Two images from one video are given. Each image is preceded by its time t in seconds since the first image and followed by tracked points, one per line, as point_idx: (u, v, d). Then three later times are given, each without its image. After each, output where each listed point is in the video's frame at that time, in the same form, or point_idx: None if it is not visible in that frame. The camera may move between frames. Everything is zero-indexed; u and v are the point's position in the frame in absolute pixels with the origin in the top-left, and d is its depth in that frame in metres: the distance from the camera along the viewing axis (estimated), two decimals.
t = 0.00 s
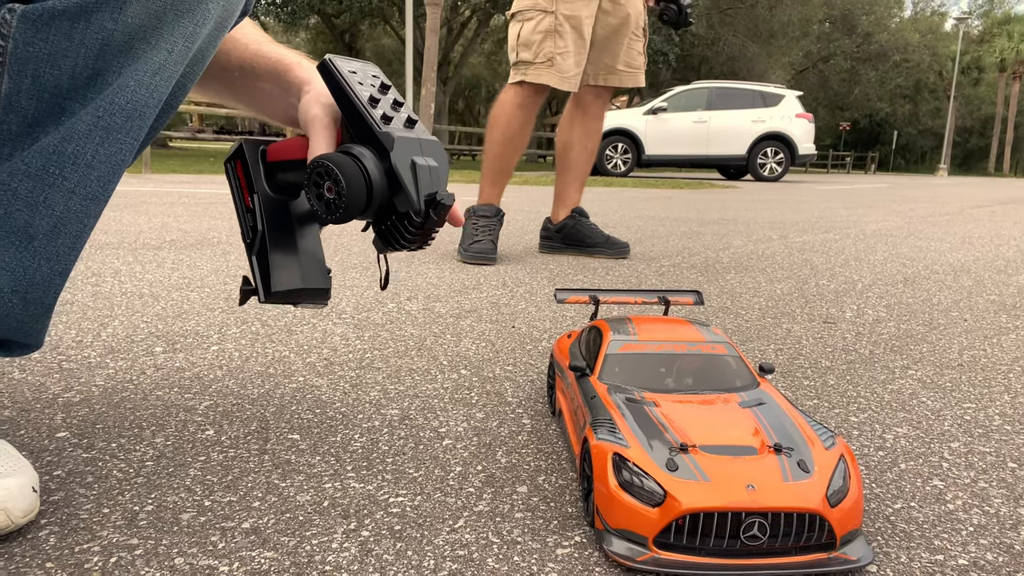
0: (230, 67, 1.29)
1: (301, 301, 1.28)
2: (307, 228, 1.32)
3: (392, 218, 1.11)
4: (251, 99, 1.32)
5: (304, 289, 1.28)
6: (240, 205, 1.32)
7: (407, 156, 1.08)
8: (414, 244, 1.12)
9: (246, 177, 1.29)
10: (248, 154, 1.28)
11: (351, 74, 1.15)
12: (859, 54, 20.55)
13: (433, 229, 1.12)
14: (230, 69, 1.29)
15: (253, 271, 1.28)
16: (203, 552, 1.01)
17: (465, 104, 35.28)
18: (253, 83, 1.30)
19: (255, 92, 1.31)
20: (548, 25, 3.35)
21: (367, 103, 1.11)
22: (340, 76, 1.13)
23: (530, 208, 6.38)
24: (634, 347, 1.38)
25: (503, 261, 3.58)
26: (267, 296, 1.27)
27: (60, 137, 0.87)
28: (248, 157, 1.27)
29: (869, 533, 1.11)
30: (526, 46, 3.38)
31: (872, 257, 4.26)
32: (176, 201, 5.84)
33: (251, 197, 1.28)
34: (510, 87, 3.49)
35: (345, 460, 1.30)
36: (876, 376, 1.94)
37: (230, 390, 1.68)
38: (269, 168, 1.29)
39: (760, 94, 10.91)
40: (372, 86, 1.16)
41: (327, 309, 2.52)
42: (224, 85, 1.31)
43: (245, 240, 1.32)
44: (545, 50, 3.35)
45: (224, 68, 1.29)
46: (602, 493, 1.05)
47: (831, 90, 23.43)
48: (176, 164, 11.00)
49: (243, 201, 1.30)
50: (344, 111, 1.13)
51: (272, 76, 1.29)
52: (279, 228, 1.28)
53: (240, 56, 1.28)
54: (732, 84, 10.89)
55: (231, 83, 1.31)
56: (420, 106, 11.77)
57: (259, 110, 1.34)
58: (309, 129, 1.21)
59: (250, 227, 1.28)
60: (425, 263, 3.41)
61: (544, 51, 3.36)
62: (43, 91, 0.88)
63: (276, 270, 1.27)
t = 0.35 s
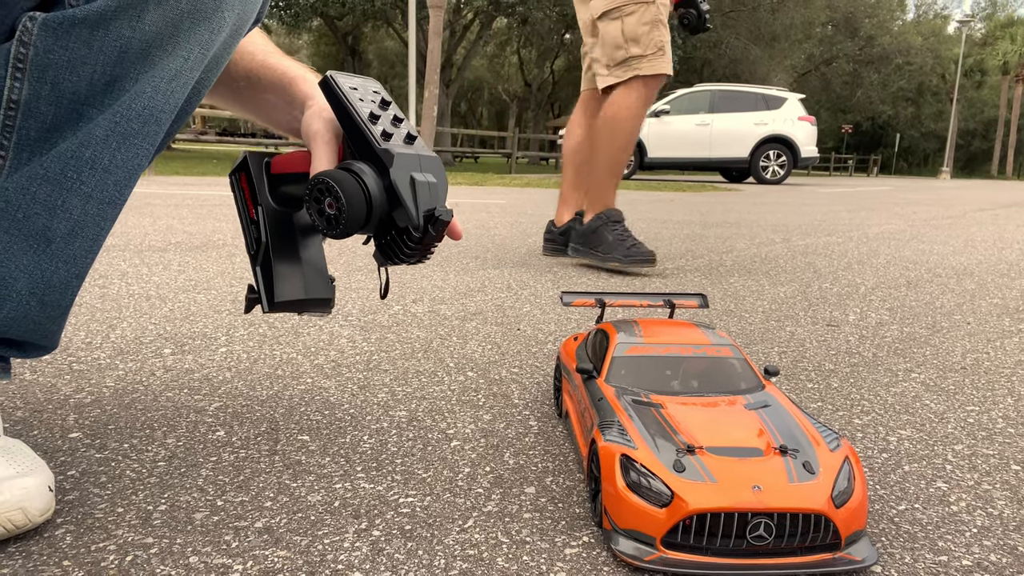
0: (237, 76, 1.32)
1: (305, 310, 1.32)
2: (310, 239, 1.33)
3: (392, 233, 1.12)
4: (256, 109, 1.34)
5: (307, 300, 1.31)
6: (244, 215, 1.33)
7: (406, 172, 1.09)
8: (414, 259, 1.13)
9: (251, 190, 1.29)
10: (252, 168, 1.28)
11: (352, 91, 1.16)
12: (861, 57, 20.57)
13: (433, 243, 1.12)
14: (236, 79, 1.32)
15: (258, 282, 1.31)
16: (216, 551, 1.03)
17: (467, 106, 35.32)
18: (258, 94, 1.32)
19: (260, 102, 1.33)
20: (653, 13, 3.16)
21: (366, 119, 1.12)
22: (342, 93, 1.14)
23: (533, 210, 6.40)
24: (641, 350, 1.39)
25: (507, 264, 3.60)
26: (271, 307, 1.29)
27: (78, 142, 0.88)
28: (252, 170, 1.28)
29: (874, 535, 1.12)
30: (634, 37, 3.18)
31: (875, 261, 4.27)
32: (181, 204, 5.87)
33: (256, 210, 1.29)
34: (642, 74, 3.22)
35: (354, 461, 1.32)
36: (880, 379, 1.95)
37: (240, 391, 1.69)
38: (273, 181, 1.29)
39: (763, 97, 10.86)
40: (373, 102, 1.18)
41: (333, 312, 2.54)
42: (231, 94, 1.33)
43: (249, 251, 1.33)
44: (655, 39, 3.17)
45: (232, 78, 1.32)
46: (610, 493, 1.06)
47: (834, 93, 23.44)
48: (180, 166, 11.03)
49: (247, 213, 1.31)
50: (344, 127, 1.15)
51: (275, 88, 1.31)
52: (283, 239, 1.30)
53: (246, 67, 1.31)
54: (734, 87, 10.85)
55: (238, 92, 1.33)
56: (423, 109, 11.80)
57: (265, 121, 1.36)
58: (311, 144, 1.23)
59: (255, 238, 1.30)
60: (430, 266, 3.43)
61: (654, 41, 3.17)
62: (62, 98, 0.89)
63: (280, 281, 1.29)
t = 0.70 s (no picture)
0: (242, 66, 1.32)
1: (332, 285, 1.32)
2: (330, 215, 1.34)
3: (420, 196, 1.14)
4: (265, 96, 1.34)
5: (335, 276, 1.31)
6: (265, 198, 1.33)
7: (430, 136, 1.11)
8: (443, 219, 1.15)
9: (270, 171, 1.30)
10: (270, 149, 1.28)
11: (367, 62, 1.17)
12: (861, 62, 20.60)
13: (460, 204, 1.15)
14: (242, 69, 1.32)
15: (286, 262, 1.31)
16: (217, 559, 1.02)
17: (467, 111, 35.37)
18: (265, 80, 1.32)
19: (268, 87, 1.33)
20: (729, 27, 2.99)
21: (386, 87, 1.12)
22: (358, 64, 1.15)
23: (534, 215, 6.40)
24: (643, 356, 1.38)
25: (508, 269, 3.59)
26: (300, 284, 1.30)
27: (81, 147, 0.88)
28: (271, 151, 1.28)
29: (879, 543, 1.11)
30: (711, 54, 3.00)
31: (876, 266, 4.27)
32: (182, 207, 5.86)
33: (277, 190, 1.29)
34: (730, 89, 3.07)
35: (355, 467, 1.31)
36: (882, 386, 1.94)
37: (241, 397, 1.69)
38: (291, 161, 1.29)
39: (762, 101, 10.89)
40: (388, 72, 1.17)
41: (334, 316, 2.53)
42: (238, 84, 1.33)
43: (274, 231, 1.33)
44: (731, 55, 3.02)
45: (238, 69, 1.32)
46: (614, 500, 1.06)
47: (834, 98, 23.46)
48: (182, 170, 11.05)
49: (268, 193, 1.31)
50: (363, 97, 1.15)
51: (282, 70, 1.31)
52: (306, 217, 1.30)
53: (251, 56, 1.31)
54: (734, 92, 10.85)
55: (244, 83, 1.33)
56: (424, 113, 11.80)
57: (275, 106, 1.36)
58: (331, 119, 1.21)
59: (278, 218, 1.30)
60: (431, 271, 3.43)
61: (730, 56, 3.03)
62: (65, 103, 0.88)
63: (307, 258, 1.29)
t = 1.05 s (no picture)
0: (249, 102, 1.31)
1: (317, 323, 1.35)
2: (320, 254, 1.37)
3: (428, 261, 1.17)
4: (266, 132, 1.34)
5: (321, 316, 1.35)
6: (259, 233, 1.35)
7: (448, 207, 1.14)
8: (450, 285, 1.18)
9: (266, 208, 1.31)
10: (267, 186, 1.31)
11: (388, 127, 1.20)
12: (861, 70, 20.66)
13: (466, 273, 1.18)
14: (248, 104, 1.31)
15: (274, 298, 1.33)
16: (210, 572, 1.01)
17: (467, 118, 35.45)
18: (270, 117, 1.31)
19: (272, 126, 1.32)
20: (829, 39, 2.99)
21: (407, 155, 1.16)
22: (380, 129, 1.18)
23: (533, 222, 6.40)
24: (643, 366, 1.37)
25: (507, 277, 3.59)
26: (287, 322, 1.33)
27: (73, 154, 0.87)
28: (268, 189, 1.30)
29: (882, 556, 1.10)
30: (808, 60, 2.98)
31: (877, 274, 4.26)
32: (182, 214, 5.86)
33: (272, 228, 1.31)
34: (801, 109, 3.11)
35: (352, 479, 1.30)
36: (884, 396, 1.93)
37: (237, 406, 1.67)
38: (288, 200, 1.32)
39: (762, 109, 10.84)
40: (407, 137, 1.21)
41: (332, 324, 2.52)
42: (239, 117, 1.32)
43: (263, 265, 1.36)
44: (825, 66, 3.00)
45: (244, 99, 1.31)
46: (613, 513, 1.05)
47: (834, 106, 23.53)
48: (183, 176, 11.07)
49: (263, 230, 1.33)
50: (382, 161, 1.18)
51: (289, 111, 1.30)
52: (298, 257, 1.32)
53: (258, 93, 1.30)
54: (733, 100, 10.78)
55: (246, 116, 1.32)
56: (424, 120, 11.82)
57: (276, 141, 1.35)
58: (340, 173, 1.21)
59: (271, 255, 1.33)
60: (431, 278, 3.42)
61: (823, 69, 3.01)
62: (57, 109, 0.88)
63: (296, 296, 1.32)
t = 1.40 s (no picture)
0: (244, 103, 1.32)
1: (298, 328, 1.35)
2: (307, 259, 1.36)
3: (405, 271, 1.17)
4: (258, 133, 1.35)
5: (303, 322, 1.35)
6: (247, 234, 1.35)
7: (426, 217, 1.13)
8: (426, 296, 1.17)
9: (255, 211, 1.31)
10: (257, 189, 1.30)
11: (374, 133, 1.19)
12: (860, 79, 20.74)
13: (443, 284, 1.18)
14: (243, 104, 1.32)
15: (256, 301, 1.33)
16: None
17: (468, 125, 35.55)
18: (263, 119, 1.33)
19: (264, 128, 1.34)
20: (897, 49, 2.86)
21: (388, 163, 1.15)
22: (364, 136, 1.17)
23: (535, 229, 6.40)
24: (648, 371, 1.37)
25: (510, 284, 3.60)
26: (268, 326, 1.33)
27: (80, 156, 0.87)
28: (258, 192, 1.29)
29: (889, 562, 1.10)
30: (868, 70, 2.90)
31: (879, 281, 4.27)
32: (183, 220, 5.87)
33: (259, 231, 1.31)
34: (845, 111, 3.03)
35: (357, 483, 1.30)
36: (887, 402, 1.92)
37: (241, 411, 1.67)
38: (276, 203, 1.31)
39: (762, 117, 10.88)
40: (392, 145, 1.20)
41: (335, 330, 2.52)
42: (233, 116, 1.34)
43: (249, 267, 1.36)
44: (887, 77, 2.90)
45: (239, 102, 1.32)
46: (619, 518, 1.04)
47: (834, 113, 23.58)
48: (184, 183, 11.08)
49: (250, 232, 1.33)
50: (365, 168, 1.18)
51: (282, 114, 1.32)
52: (283, 260, 1.32)
53: (254, 94, 1.31)
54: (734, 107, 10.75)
55: (240, 118, 1.33)
56: (425, 127, 11.84)
57: (266, 143, 1.37)
58: (326, 178, 1.23)
59: (256, 258, 1.32)
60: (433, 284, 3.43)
61: (887, 79, 2.91)
62: (63, 112, 0.88)
63: (278, 300, 1.32)
